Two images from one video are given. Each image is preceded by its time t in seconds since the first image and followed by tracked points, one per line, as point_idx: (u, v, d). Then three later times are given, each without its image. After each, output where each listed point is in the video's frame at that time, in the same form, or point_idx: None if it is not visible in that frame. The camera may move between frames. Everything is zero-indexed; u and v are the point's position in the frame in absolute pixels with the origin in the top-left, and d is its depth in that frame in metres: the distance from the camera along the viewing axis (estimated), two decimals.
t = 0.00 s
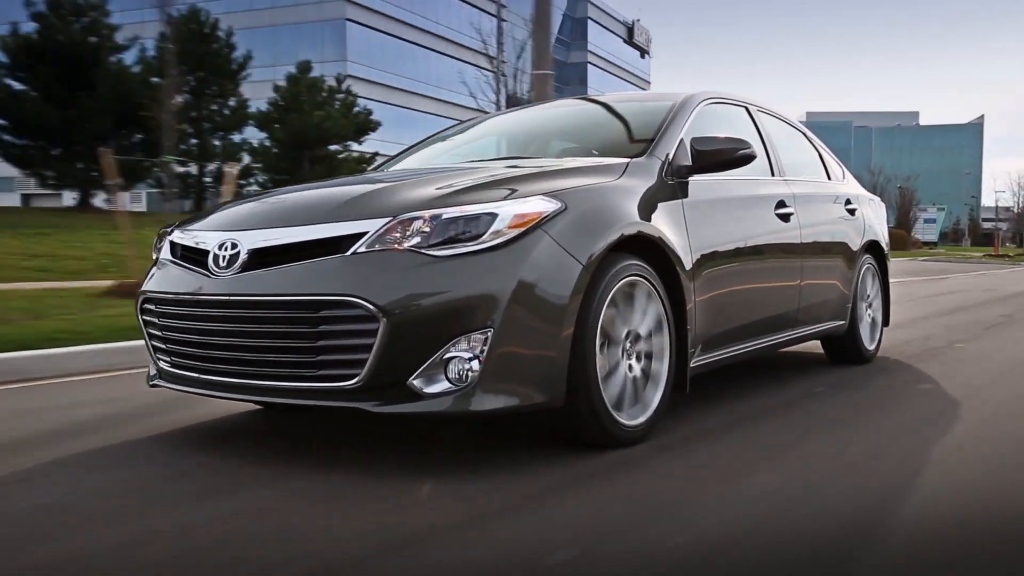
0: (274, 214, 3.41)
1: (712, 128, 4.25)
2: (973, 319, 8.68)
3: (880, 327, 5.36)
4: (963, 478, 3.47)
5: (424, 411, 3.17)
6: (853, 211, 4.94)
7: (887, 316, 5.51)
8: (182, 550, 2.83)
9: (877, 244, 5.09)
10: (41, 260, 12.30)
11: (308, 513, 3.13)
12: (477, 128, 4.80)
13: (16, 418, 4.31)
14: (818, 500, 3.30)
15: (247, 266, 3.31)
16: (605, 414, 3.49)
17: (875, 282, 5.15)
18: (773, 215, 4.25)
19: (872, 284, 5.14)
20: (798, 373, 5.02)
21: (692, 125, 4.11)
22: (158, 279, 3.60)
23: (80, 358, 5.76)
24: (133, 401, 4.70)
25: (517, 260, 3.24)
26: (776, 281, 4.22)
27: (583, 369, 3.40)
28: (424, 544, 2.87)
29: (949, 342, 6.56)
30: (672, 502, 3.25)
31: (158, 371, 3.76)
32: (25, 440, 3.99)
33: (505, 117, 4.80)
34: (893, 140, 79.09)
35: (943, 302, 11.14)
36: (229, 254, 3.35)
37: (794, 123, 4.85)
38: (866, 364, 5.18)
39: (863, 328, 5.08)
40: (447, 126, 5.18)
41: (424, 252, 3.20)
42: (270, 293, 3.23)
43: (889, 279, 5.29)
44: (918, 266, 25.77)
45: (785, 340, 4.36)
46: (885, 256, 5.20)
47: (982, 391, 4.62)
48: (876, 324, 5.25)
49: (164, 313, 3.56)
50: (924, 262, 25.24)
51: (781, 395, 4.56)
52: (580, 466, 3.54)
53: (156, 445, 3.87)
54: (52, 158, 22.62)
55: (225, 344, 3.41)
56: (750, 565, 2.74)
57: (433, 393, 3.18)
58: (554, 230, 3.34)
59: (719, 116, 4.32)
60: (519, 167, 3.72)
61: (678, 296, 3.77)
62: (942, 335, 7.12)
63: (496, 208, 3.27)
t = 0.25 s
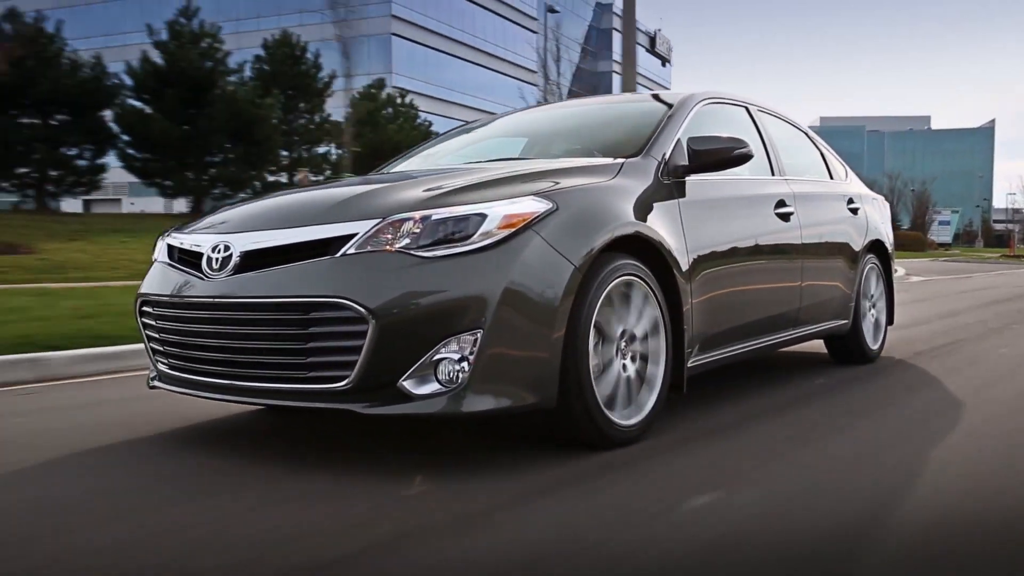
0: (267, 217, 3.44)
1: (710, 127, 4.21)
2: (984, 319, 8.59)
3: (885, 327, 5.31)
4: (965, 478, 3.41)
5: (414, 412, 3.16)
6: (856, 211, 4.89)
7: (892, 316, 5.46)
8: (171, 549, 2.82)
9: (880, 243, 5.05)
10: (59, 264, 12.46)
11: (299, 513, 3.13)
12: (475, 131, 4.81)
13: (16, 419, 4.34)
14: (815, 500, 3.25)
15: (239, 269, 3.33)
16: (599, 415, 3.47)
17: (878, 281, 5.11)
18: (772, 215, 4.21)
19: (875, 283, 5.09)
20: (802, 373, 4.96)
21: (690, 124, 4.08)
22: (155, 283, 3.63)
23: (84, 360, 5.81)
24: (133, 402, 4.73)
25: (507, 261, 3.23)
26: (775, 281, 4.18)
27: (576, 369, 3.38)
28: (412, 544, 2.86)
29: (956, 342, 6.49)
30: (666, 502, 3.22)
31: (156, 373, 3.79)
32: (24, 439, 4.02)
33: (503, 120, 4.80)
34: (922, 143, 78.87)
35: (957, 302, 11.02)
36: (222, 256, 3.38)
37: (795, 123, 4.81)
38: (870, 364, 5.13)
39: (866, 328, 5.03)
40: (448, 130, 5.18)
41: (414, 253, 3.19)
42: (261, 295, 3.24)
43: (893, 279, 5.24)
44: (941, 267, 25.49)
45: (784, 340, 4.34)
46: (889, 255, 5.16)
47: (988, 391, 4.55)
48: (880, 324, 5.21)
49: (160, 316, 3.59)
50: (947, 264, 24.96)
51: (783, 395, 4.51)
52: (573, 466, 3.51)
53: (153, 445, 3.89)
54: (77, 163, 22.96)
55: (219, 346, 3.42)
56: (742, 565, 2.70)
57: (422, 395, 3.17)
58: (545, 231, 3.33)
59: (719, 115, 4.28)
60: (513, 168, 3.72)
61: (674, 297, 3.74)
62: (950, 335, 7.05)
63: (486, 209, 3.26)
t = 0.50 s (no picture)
0: (261, 220, 3.44)
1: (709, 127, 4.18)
2: (994, 319, 8.50)
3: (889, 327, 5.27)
4: (968, 478, 3.36)
5: (407, 414, 3.14)
6: (859, 211, 4.84)
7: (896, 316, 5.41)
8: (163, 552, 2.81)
9: (883, 242, 5.01)
10: (75, 271, 12.59)
11: (291, 515, 3.12)
12: (474, 133, 4.80)
13: (15, 422, 4.35)
14: (814, 500, 3.20)
15: (233, 271, 3.34)
16: (594, 417, 3.45)
17: (881, 281, 5.07)
18: (773, 215, 4.17)
19: (878, 284, 5.05)
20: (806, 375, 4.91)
21: (688, 124, 4.05)
22: (153, 286, 3.64)
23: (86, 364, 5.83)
24: (132, 404, 4.75)
25: (500, 261, 3.21)
26: (775, 282, 4.15)
27: (570, 372, 3.36)
28: (404, 546, 2.84)
29: (963, 341, 6.43)
30: (662, 503, 3.18)
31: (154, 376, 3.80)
32: (21, 442, 4.03)
33: (502, 122, 4.79)
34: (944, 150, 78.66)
35: (970, 303, 10.92)
36: (217, 259, 3.39)
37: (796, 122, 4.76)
38: (874, 365, 5.08)
39: (869, 328, 5.00)
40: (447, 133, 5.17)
41: (406, 254, 3.18)
42: (254, 297, 3.24)
43: (897, 279, 5.21)
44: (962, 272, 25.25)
45: (783, 342, 4.31)
46: (892, 255, 5.11)
47: (994, 391, 4.50)
48: (884, 325, 5.17)
49: (157, 319, 3.60)
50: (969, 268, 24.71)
51: (787, 397, 4.46)
52: (568, 467, 3.49)
53: (150, 448, 3.89)
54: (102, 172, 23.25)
55: (213, 348, 3.42)
56: (737, 566, 2.66)
57: (415, 396, 3.15)
58: (538, 232, 3.31)
59: (718, 115, 4.24)
60: (508, 169, 3.70)
61: (671, 297, 3.72)
62: (957, 335, 6.98)
63: (477, 209, 3.25)
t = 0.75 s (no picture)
0: (260, 221, 3.47)
1: (709, 127, 4.17)
2: (1001, 319, 8.46)
3: (893, 327, 5.25)
4: (968, 479, 3.34)
5: (402, 414, 3.16)
6: (862, 211, 4.82)
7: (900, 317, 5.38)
8: (160, 551, 2.83)
9: (886, 242, 4.99)
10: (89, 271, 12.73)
11: (288, 514, 3.14)
12: (475, 135, 4.82)
13: (19, 422, 4.39)
14: (813, 502, 3.18)
15: (233, 272, 3.37)
16: (591, 418, 3.46)
17: (884, 281, 5.05)
18: (773, 215, 4.16)
19: (881, 284, 5.03)
20: (808, 375, 4.89)
21: (688, 125, 4.05)
22: (155, 286, 3.68)
23: (90, 362, 5.90)
24: (134, 403, 4.79)
25: (495, 263, 3.22)
26: (775, 283, 4.14)
27: (566, 373, 3.37)
28: (399, 546, 2.85)
29: (968, 342, 6.40)
30: (658, 504, 3.18)
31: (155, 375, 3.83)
32: (24, 441, 4.06)
33: (504, 124, 4.80)
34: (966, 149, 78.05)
35: (981, 304, 10.85)
36: (216, 260, 3.43)
37: (797, 121, 4.75)
38: (876, 365, 5.06)
39: (872, 328, 4.98)
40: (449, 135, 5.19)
41: (402, 256, 3.19)
42: (251, 298, 3.26)
43: (900, 279, 5.19)
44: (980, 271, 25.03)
45: (785, 342, 4.29)
46: (894, 255, 5.09)
47: (997, 392, 4.47)
48: (887, 325, 5.14)
49: (159, 319, 3.64)
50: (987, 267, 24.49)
51: (787, 398, 4.45)
52: (564, 467, 3.50)
53: (151, 448, 3.93)
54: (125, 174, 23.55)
55: (212, 348, 3.45)
56: (731, 568, 2.65)
57: (410, 397, 3.16)
58: (535, 233, 3.32)
59: (718, 116, 4.24)
60: (506, 171, 3.71)
61: (668, 299, 3.72)
62: (963, 336, 6.94)
63: (473, 211, 3.26)
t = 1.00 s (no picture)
0: (262, 224, 3.52)
1: (711, 130, 4.18)
2: (1010, 323, 8.42)
3: (897, 328, 5.24)
4: (969, 480, 3.33)
5: (400, 414, 3.18)
6: (865, 213, 4.82)
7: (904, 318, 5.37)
8: (160, 549, 2.86)
9: (888, 243, 4.98)
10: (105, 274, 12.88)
11: (287, 513, 3.17)
12: (478, 138, 4.85)
13: (26, 422, 4.44)
14: (811, 502, 3.18)
15: (234, 273, 3.42)
16: (589, 418, 3.48)
17: (887, 283, 5.05)
18: (774, 217, 4.16)
19: (884, 285, 5.02)
20: (812, 376, 4.88)
21: (688, 127, 4.06)
22: (160, 288, 3.73)
23: (97, 364, 5.96)
24: (140, 404, 4.85)
25: (493, 264, 3.24)
26: (776, 284, 4.14)
27: (564, 373, 3.39)
28: (396, 544, 2.87)
29: (975, 345, 6.38)
30: (656, 504, 3.18)
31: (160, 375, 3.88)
32: (30, 441, 4.11)
33: (506, 127, 4.83)
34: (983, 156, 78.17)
35: (991, 307, 10.79)
36: (219, 261, 3.47)
37: (798, 124, 4.75)
38: (879, 367, 5.04)
39: (874, 329, 4.97)
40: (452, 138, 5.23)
41: (400, 257, 3.22)
42: (252, 299, 3.30)
43: (903, 280, 5.17)
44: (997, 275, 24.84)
45: (786, 344, 4.29)
46: (898, 257, 5.08)
47: (1000, 394, 4.45)
48: (890, 326, 5.13)
49: (163, 320, 3.68)
50: (1005, 271, 24.31)
51: (790, 398, 4.44)
52: (562, 467, 3.51)
53: (155, 447, 3.97)
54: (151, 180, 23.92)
55: (215, 349, 3.49)
56: (726, 567, 2.65)
57: (408, 397, 3.19)
58: (533, 234, 3.34)
59: (719, 118, 4.24)
60: (505, 173, 3.74)
61: (667, 300, 3.73)
62: (969, 339, 6.91)
63: (471, 213, 3.29)
